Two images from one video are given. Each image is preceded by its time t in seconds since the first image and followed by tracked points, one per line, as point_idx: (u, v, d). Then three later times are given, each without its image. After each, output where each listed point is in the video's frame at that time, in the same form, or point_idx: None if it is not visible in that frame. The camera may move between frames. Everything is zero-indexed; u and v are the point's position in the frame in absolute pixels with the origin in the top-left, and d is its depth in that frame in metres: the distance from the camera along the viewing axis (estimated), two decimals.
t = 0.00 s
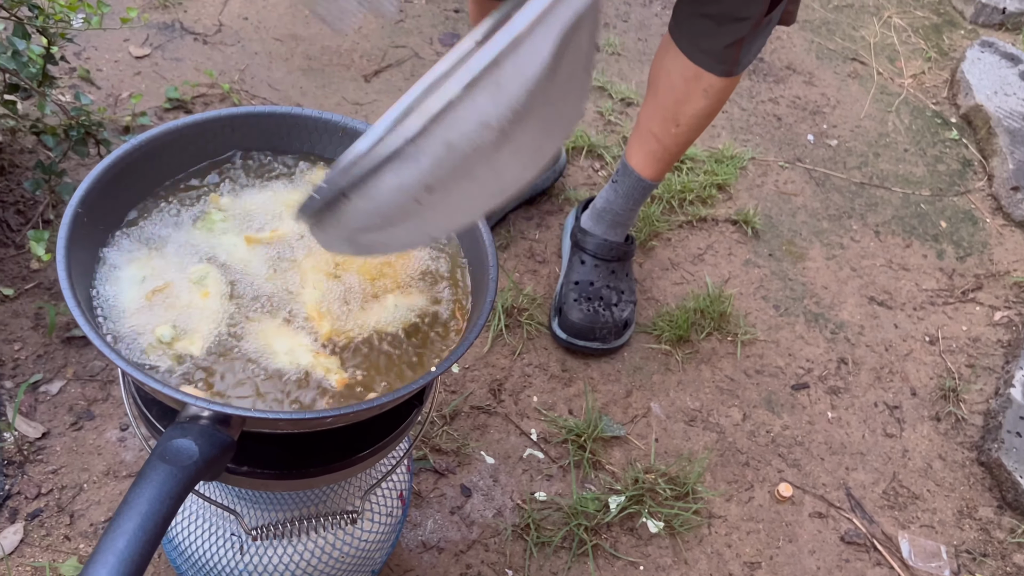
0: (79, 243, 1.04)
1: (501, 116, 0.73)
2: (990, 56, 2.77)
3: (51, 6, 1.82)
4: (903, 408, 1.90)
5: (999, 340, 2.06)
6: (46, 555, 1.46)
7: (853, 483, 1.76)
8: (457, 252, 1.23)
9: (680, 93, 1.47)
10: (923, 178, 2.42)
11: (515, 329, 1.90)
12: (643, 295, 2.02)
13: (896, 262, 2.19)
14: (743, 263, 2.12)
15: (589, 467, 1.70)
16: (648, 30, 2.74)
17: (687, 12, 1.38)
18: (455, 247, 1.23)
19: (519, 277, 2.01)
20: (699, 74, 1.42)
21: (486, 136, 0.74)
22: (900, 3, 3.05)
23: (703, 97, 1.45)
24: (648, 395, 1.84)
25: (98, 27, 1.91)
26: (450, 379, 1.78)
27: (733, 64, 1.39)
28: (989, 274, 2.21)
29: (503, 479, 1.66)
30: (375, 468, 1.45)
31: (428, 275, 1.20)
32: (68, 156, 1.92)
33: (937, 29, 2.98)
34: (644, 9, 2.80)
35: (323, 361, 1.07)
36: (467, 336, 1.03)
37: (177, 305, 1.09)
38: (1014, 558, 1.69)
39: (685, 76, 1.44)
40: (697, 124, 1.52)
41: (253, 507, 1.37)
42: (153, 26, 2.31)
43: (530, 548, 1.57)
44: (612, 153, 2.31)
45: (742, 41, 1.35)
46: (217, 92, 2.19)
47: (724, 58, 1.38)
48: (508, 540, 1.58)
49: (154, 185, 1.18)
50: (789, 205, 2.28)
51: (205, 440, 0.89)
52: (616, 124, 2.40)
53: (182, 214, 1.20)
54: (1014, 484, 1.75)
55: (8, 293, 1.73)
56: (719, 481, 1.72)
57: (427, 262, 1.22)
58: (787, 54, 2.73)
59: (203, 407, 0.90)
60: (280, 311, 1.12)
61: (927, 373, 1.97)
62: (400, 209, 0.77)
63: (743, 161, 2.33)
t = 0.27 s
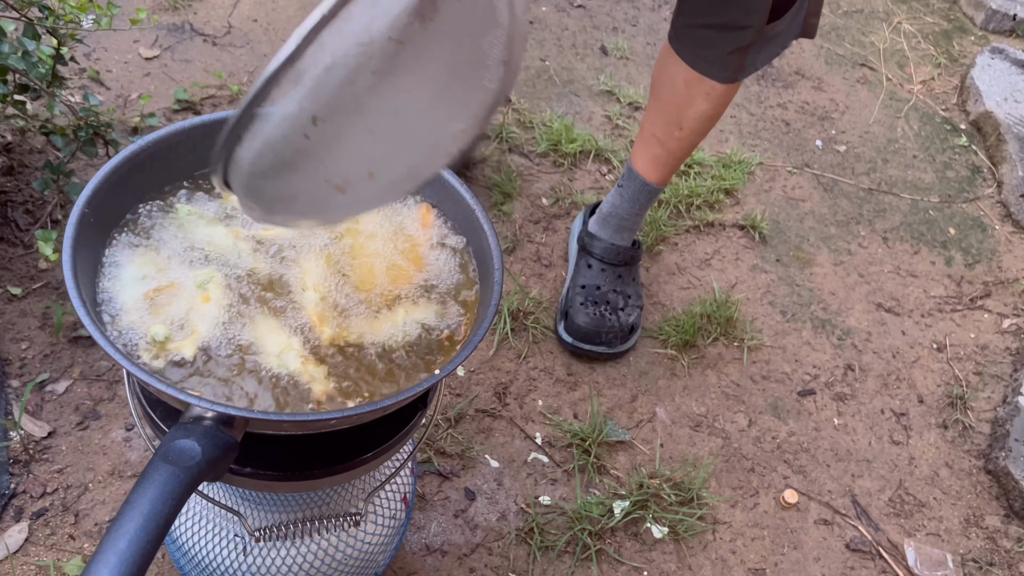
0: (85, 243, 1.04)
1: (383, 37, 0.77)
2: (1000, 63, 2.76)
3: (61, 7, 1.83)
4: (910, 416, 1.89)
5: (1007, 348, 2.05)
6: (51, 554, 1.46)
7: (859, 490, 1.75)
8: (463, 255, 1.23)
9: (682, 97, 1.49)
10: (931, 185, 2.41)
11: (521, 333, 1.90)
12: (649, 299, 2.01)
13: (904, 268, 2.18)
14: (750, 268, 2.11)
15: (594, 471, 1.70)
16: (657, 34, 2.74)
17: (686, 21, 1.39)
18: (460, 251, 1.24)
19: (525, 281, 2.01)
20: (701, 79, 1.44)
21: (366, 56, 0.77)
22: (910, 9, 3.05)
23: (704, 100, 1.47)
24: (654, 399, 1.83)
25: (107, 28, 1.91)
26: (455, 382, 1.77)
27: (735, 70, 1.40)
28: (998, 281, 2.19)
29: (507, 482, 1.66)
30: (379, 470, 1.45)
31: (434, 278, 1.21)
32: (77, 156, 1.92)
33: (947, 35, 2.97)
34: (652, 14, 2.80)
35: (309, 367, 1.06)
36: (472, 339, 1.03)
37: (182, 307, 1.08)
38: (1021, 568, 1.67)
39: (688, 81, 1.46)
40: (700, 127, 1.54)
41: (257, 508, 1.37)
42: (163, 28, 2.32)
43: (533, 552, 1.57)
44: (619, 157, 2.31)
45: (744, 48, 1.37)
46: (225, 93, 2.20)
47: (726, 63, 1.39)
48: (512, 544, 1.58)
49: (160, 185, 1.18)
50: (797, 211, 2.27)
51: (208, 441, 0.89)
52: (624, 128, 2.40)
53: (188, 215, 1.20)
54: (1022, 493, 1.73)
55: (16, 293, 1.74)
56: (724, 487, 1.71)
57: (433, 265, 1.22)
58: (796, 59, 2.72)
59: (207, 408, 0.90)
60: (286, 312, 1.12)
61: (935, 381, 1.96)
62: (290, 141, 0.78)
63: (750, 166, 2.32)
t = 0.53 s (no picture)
0: (97, 246, 1.05)
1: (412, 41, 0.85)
2: (1009, 70, 2.76)
3: (74, 10, 1.84)
4: (917, 423, 1.88)
5: (1016, 355, 2.04)
6: (59, 554, 1.47)
7: (866, 496, 1.74)
8: (471, 259, 1.24)
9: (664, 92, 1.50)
10: (940, 192, 2.41)
11: (528, 337, 1.90)
12: (656, 304, 2.01)
13: (912, 275, 2.18)
14: (758, 274, 2.11)
15: (600, 476, 1.70)
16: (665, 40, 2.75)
17: (655, 17, 1.41)
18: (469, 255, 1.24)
19: (532, 285, 2.01)
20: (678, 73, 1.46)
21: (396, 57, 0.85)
22: (919, 16, 3.05)
23: (687, 91, 1.48)
24: (661, 405, 1.83)
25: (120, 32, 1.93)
26: (462, 386, 1.78)
27: (712, 59, 1.42)
28: (1007, 289, 2.19)
29: (514, 486, 1.66)
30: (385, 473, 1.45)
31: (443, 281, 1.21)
32: (89, 159, 1.94)
33: (956, 43, 2.97)
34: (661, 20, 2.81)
35: (308, 372, 1.05)
36: (479, 343, 1.04)
37: (191, 309, 1.09)
38: None
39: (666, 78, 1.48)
40: (688, 118, 1.55)
41: (265, 510, 1.37)
42: (175, 32, 2.34)
43: (539, 556, 1.57)
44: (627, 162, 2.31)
45: (715, 36, 1.37)
46: (236, 97, 2.21)
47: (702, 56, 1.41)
48: (518, 547, 1.58)
49: (171, 189, 1.19)
50: (805, 217, 2.27)
51: (217, 442, 0.90)
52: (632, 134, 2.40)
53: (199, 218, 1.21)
54: None
55: (27, 294, 1.76)
56: (731, 493, 1.71)
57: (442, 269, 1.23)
58: (804, 66, 2.73)
59: (217, 409, 0.91)
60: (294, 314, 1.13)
61: (943, 388, 1.95)
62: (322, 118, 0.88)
63: (758, 172, 2.33)
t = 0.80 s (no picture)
0: (119, 253, 1.07)
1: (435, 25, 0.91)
2: (1019, 81, 2.77)
3: (93, 19, 1.86)
4: (928, 433, 1.88)
5: None
6: (74, 559, 1.48)
7: (876, 506, 1.74)
8: (488, 268, 1.25)
9: (652, 79, 1.57)
10: (950, 202, 2.41)
11: (540, 345, 1.91)
12: (667, 313, 2.02)
13: (922, 285, 2.18)
14: (768, 283, 2.12)
15: (612, 485, 1.70)
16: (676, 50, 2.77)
17: (631, 11, 1.49)
18: (486, 263, 1.25)
19: (543, 293, 2.02)
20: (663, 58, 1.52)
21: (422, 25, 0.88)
22: (928, 27, 3.06)
23: (675, 75, 1.54)
24: (671, 414, 1.84)
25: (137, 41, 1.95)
26: (474, 394, 1.79)
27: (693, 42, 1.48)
28: (1017, 299, 2.19)
29: (525, 494, 1.67)
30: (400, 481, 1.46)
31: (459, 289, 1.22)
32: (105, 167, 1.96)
33: (966, 53, 2.98)
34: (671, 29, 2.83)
35: (318, 379, 1.05)
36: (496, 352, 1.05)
37: (211, 316, 1.10)
38: None
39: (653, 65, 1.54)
40: (678, 102, 1.61)
41: (281, 516, 1.38)
42: (190, 41, 2.37)
43: (551, 565, 1.57)
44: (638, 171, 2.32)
45: (693, 15, 1.43)
46: (250, 105, 2.23)
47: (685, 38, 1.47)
48: (529, 555, 1.58)
49: (192, 198, 1.21)
50: (815, 226, 2.28)
51: (239, 449, 0.91)
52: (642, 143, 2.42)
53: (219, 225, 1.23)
54: None
55: (44, 300, 1.77)
56: (742, 502, 1.71)
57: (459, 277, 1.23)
58: (814, 76, 2.74)
59: (238, 416, 0.92)
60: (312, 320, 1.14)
61: (953, 398, 1.95)
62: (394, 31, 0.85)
63: (768, 182, 2.34)
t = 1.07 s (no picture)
0: (130, 260, 1.08)
1: None
2: None
3: (103, 26, 1.86)
4: (936, 441, 1.88)
5: None
6: (83, 564, 1.48)
7: (885, 515, 1.73)
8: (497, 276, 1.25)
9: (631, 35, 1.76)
10: (958, 210, 2.41)
11: (547, 352, 1.91)
12: (674, 320, 2.02)
13: (930, 292, 2.18)
14: (776, 290, 2.12)
15: (619, 492, 1.70)
16: (683, 56, 2.77)
17: None
18: (495, 272, 1.25)
19: (550, 299, 2.02)
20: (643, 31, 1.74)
21: None
22: (936, 34, 3.05)
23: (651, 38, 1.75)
24: (679, 421, 1.84)
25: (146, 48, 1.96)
26: (482, 400, 1.79)
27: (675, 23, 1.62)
28: None
29: (532, 501, 1.67)
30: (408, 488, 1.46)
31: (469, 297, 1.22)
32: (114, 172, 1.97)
33: (974, 60, 2.98)
34: (678, 36, 2.83)
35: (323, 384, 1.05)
36: (505, 361, 1.05)
37: (222, 324, 1.10)
38: None
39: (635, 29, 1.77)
40: (652, 54, 1.83)
41: (290, 523, 1.38)
42: (198, 47, 2.38)
43: (558, 572, 1.57)
44: (645, 177, 2.32)
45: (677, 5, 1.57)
46: (258, 111, 2.24)
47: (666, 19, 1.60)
48: (537, 563, 1.58)
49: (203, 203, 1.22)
50: (823, 233, 2.28)
51: (250, 456, 0.90)
52: (650, 149, 2.41)
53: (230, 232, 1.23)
54: None
55: (53, 306, 1.78)
56: (750, 510, 1.70)
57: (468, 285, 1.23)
58: (821, 82, 2.74)
59: (248, 424, 0.91)
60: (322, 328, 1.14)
61: (962, 407, 1.95)
62: None
63: (776, 189, 2.34)
